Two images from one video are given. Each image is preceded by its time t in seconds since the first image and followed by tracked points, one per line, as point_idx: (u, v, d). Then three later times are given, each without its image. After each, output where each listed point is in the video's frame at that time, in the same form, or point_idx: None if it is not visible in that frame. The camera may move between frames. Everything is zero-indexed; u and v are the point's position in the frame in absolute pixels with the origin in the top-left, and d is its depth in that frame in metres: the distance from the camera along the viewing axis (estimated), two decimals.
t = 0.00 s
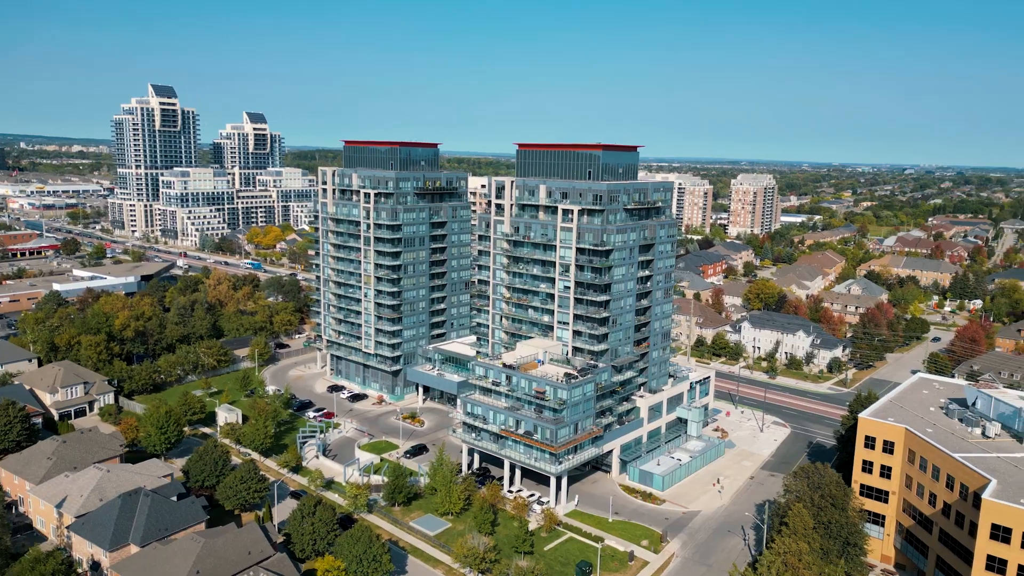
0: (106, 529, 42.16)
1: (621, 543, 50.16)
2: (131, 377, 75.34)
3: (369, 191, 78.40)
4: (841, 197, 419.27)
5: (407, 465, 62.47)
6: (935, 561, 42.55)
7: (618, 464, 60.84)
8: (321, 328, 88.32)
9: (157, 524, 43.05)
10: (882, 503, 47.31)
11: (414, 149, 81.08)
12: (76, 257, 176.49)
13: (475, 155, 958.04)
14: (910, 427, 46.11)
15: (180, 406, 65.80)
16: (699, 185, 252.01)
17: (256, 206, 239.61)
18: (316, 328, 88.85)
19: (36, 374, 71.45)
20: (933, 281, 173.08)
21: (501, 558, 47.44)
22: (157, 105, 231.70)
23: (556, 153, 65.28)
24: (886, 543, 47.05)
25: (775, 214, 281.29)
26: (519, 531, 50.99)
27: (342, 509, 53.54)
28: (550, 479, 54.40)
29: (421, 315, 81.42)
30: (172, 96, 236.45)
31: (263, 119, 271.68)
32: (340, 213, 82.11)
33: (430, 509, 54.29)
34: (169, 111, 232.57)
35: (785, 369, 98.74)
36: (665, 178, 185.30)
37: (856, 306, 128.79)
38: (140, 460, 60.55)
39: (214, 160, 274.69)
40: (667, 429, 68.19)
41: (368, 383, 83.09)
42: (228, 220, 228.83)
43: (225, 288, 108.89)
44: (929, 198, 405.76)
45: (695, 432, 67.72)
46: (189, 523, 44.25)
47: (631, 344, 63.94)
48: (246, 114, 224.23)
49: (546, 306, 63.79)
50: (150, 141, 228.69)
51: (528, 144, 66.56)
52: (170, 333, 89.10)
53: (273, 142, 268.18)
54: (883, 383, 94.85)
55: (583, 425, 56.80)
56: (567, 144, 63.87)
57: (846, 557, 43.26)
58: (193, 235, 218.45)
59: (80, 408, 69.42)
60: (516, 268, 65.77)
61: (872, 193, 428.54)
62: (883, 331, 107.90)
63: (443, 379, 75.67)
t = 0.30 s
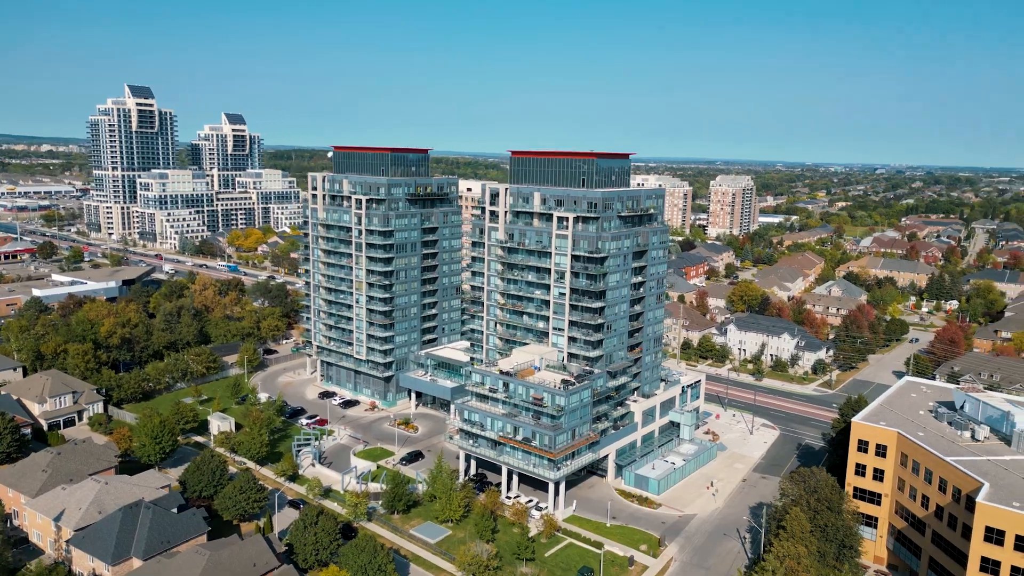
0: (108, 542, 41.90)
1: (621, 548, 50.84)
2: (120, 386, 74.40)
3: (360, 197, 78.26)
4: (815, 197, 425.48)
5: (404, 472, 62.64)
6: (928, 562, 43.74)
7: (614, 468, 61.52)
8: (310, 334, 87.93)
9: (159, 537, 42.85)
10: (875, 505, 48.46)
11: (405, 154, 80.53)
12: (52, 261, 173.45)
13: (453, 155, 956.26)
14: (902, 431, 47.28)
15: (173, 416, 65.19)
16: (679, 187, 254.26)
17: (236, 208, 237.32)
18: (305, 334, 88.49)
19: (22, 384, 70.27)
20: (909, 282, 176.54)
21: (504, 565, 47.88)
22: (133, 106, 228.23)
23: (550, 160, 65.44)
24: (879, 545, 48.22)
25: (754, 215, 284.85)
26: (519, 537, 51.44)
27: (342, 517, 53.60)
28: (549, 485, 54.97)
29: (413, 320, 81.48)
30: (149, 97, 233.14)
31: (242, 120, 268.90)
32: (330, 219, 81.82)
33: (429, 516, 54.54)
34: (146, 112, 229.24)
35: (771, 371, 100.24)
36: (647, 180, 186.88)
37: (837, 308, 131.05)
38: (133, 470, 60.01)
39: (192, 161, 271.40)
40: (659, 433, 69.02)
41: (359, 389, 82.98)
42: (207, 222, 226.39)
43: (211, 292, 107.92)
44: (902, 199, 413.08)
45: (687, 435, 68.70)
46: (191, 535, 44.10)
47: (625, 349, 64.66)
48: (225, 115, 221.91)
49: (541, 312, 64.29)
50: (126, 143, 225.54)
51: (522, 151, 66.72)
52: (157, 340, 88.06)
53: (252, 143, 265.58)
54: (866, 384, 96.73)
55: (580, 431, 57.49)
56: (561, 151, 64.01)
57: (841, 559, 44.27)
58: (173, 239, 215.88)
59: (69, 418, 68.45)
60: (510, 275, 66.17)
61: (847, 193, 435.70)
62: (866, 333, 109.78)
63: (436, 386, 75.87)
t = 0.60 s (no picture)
0: (119, 559, 41.65)
1: (626, 554, 51.55)
2: (113, 396, 73.64)
3: (354, 205, 78.19)
4: (790, 197, 431.83)
5: (406, 480, 62.82)
6: (926, 565, 45.07)
7: (614, 474, 62.24)
8: (303, 341, 87.45)
9: (170, 552, 42.67)
10: (873, 508, 49.73)
11: (396, 161, 80.80)
12: (29, 266, 170.27)
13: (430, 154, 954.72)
14: (900, 436, 48.57)
15: (170, 426, 64.65)
16: (659, 188, 256.43)
17: (215, 211, 234.78)
18: (297, 342, 87.96)
19: (13, 395, 69.23)
20: (887, 282, 180.08)
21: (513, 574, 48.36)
22: (109, 107, 224.48)
23: (550, 169, 66.45)
24: (877, 547, 49.48)
25: (731, 216, 288.42)
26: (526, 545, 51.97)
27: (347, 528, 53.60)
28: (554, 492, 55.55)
29: (408, 327, 81.51)
30: (124, 97, 229.48)
31: (219, 120, 265.63)
32: (324, 226, 81.53)
33: (434, 525, 54.84)
34: (121, 113, 225.62)
35: (759, 374, 101.87)
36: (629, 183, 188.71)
37: (820, 309, 133.40)
38: (132, 483, 59.39)
39: (168, 162, 267.59)
40: (656, 438, 69.94)
41: (354, 396, 82.82)
42: (186, 225, 223.60)
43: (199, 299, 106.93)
44: (874, 198, 420.79)
45: (684, 440, 69.62)
46: (202, 549, 43.97)
47: (623, 356, 65.43)
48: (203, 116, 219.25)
49: (540, 320, 64.80)
50: (102, 145, 221.99)
51: (520, 161, 67.95)
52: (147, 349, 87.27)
53: (230, 144, 262.57)
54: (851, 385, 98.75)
55: (583, 438, 58.11)
56: (561, 160, 65.13)
57: (844, 562, 45.35)
58: (151, 242, 212.83)
59: (63, 429, 67.60)
60: (509, 282, 66.50)
61: (820, 192, 442.94)
62: (849, 336, 111.87)
63: (433, 393, 76.05)
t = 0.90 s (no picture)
0: None
1: (665, 561, 52.95)
2: (127, 411, 72.57)
3: (367, 215, 78.02)
4: (756, 187, 439.34)
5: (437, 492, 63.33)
6: (959, 566, 47.42)
7: (641, 480, 63.65)
8: (312, 350, 86.96)
9: None
10: (901, 511, 51.94)
11: (407, 169, 80.39)
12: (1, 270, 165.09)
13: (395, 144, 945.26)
14: (927, 443, 50.80)
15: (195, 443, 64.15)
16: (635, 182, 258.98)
17: (189, 208, 230.08)
18: (306, 351, 87.48)
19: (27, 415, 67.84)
20: (862, 276, 185.25)
21: None
22: (75, 102, 218.19)
23: (573, 180, 67.00)
24: (906, 548, 51.76)
25: (704, 208, 292.84)
26: (568, 556, 53.07)
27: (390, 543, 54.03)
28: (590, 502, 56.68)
29: (422, 335, 81.67)
30: (90, 92, 223.21)
31: (188, 115, 259.92)
32: (335, 235, 81.13)
33: (475, 538, 55.65)
34: (88, 108, 219.50)
35: (758, 372, 104.48)
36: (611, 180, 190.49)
37: (807, 306, 136.69)
38: (163, 502, 58.87)
39: (136, 158, 260.96)
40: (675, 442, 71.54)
41: (367, 405, 82.78)
42: (159, 223, 218.81)
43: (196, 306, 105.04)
44: (838, 188, 431.12)
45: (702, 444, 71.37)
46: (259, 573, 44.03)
47: (646, 364, 66.76)
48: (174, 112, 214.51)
49: (565, 330, 65.70)
50: (68, 141, 215.74)
51: (539, 170, 68.38)
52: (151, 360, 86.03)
53: (200, 139, 257.27)
54: (846, 381, 102.51)
55: (615, 447, 59.29)
56: (586, 172, 65.81)
57: (881, 566, 47.39)
58: (125, 242, 207.73)
59: (79, 447, 66.48)
60: (532, 293, 67.25)
61: (785, 183, 451.43)
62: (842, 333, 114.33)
63: (451, 401, 76.51)
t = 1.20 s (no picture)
0: None
1: (695, 552, 56.56)
2: (110, 435, 68.34)
3: (353, 218, 76.10)
4: (656, 158, 455.07)
5: (458, 498, 64.16)
6: (956, 536, 53.81)
7: (650, 472, 66.99)
8: (290, 356, 84.35)
9: None
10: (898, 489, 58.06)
11: (391, 170, 79.50)
12: None
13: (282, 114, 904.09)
14: (923, 428, 56.92)
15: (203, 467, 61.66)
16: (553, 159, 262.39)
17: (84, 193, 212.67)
18: (284, 357, 84.73)
19: (2, 448, 62.68)
20: (776, 249, 198.10)
21: None
22: None
23: (573, 185, 68.31)
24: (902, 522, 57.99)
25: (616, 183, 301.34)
26: (607, 555, 55.48)
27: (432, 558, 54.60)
28: (617, 500, 59.43)
29: (410, 338, 81.07)
30: None
31: (71, 89, 238.30)
32: (316, 239, 78.69)
33: (513, 545, 57.00)
34: None
35: (714, 352, 111.02)
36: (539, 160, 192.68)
37: (742, 283, 142.89)
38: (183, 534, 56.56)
39: (13, 137, 237.21)
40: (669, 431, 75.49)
41: (355, 410, 81.62)
42: (52, 210, 201.19)
43: (144, 310, 98.65)
44: (729, 159, 454.55)
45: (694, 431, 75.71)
46: None
47: (648, 361, 69.72)
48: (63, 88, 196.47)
49: (572, 332, 67.47)
50: None
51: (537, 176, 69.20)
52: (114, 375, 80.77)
53: (88, 116, 236.93)
54: (792, 356, 110.90)
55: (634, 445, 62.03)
56: (587, 177, 67.18)
57: (892, 543, 52.99)
58: (16, 233, 189.83)
59: (68, 480, 62.24)
60: (538, 297, 68.42)
61: (682, 154, 470.12)
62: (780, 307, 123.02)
63: (449, 403, 76.92)
